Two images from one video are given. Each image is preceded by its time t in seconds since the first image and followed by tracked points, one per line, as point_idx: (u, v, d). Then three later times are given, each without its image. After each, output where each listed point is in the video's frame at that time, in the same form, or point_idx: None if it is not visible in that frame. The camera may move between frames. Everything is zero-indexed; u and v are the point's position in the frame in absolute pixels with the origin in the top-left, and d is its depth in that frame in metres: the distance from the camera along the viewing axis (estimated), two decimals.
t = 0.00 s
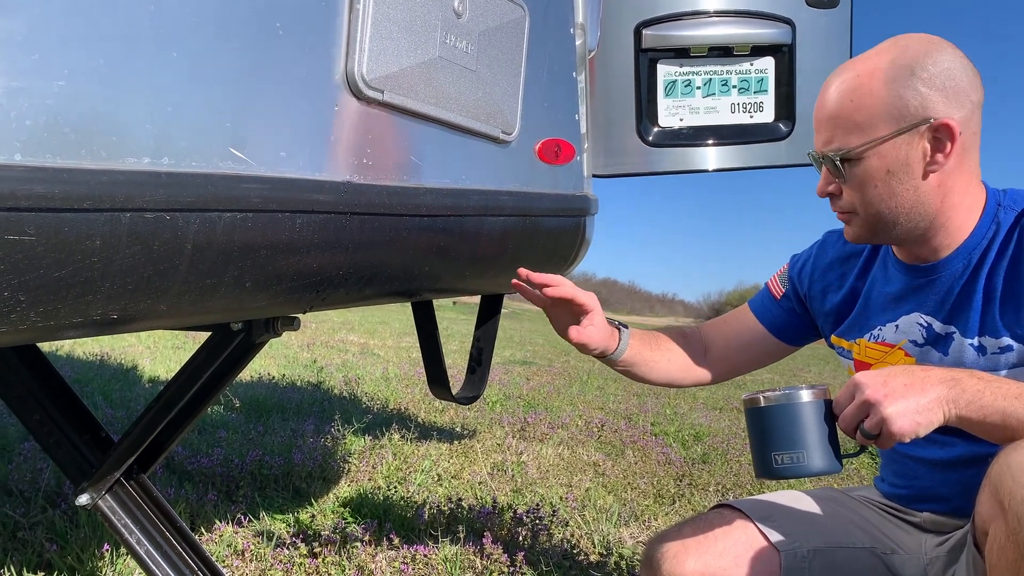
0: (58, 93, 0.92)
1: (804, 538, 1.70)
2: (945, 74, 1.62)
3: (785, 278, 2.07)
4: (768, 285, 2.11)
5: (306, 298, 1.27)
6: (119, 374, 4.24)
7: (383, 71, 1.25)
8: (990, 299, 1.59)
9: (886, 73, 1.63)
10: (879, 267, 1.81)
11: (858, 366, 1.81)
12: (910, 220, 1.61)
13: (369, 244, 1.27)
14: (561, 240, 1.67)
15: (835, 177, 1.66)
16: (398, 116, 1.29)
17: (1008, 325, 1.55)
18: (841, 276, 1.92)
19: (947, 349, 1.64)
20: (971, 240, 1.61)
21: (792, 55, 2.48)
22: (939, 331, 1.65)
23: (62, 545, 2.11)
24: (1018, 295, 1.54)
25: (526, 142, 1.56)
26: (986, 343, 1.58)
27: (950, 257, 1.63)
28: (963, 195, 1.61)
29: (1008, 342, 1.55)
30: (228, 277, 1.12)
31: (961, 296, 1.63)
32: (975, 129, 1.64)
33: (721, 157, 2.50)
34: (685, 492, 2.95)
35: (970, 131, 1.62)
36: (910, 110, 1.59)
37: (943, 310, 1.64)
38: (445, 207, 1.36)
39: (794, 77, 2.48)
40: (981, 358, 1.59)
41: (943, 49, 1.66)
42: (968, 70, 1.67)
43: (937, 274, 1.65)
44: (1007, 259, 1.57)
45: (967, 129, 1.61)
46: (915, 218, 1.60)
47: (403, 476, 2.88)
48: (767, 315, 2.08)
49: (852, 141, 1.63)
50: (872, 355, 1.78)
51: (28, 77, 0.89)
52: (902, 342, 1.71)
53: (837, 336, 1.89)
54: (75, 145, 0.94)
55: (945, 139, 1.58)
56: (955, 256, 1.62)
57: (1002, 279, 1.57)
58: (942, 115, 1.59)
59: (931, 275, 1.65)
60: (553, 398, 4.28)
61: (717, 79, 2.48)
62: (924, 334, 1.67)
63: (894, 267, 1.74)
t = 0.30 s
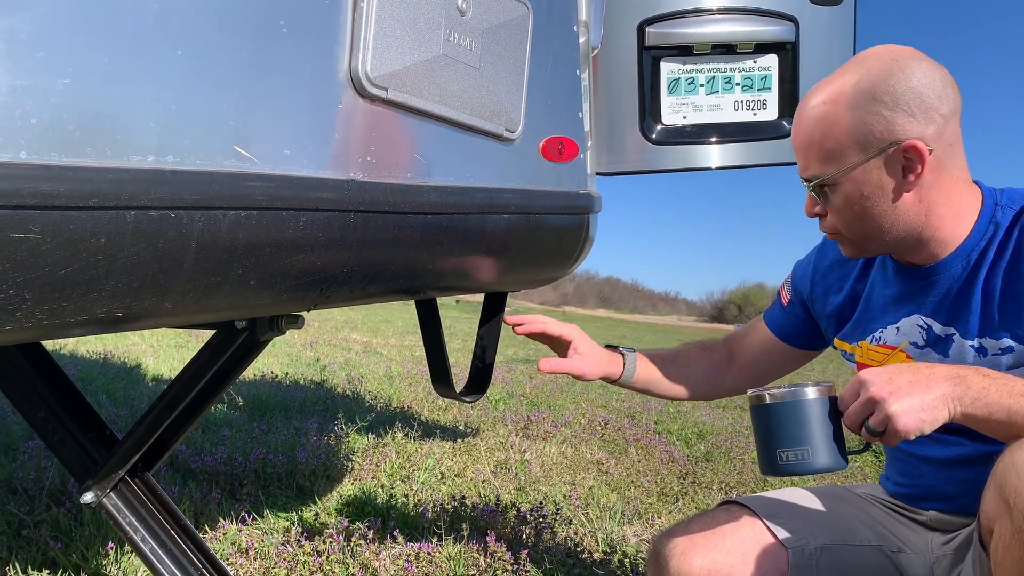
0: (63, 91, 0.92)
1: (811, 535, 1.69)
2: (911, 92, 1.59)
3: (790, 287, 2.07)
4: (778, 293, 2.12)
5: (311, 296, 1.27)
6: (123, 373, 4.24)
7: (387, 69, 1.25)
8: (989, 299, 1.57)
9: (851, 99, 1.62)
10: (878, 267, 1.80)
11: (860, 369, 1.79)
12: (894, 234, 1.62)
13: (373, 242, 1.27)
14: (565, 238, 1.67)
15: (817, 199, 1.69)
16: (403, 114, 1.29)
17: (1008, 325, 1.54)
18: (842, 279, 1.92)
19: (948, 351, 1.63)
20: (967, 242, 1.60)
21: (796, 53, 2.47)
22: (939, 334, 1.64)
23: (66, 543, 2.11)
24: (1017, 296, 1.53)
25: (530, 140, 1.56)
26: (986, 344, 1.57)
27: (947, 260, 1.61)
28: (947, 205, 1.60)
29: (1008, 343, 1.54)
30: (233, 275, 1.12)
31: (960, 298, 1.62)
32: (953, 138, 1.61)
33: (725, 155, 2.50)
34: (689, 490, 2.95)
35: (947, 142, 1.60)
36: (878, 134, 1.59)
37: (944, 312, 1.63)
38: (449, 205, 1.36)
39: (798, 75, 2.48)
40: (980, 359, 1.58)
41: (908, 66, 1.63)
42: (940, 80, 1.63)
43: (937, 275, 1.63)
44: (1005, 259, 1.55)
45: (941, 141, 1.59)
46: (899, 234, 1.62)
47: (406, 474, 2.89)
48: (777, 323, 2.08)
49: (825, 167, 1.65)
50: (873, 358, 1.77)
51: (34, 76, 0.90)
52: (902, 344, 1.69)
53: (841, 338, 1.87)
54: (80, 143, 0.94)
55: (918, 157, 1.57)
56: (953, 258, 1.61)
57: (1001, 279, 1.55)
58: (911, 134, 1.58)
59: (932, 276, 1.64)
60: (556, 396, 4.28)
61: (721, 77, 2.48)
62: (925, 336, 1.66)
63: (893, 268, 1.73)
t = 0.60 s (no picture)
0: (65, 89, 0.92)
1: (821, 534, 1.69)
2: (879, 111, 1.51)
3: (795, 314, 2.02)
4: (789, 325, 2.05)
5: (314, 294, 1.27)
6: (125, 372, 4.25)
7: (389, 67, 1.24)
8: (971, 302, 1.54)
9: (818, 120, 1.55)
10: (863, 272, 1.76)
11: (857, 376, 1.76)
12: (869, 249, 1.57)
13: (376, 241, 1.27)
14: (568, 236, 1.66)
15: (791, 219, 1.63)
16: (405, 112, 1.29)
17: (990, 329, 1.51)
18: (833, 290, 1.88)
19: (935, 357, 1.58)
20: (946, 248, 1.55)
21: (798, 51, 2.46)
22: (925, 339, 1.59)
23: (69, 542, 2.12)
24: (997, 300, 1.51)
25: (533, 138, 1.56)
26: (971, 349, 1.53)
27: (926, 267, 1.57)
28: (923, 218, 1.54)
29: (993, 346, 1.51)
30: (236, 274, 1.11)
31: (941, 303, 1.58)
32: (926, 149, 1.54)
33: (727, 153, 2.47)
34: (692, 489, 2.94)
35: (919, 156, 1.53)
36: (846, 155, 1.52)
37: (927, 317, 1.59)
38: (451, 203, 1.36)
39: (800, 73, 2.47)
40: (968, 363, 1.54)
41: (875, 84, 1.55)
42: (907, 95, 1.55)
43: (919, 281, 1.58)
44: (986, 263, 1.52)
45: (912, 157, 1.52)
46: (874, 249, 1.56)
47: (409, 473, 2.89)
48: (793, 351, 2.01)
49: (796, 188, 1.59)
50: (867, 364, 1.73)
51: (36, 74, 0.89)
52: (892, 351, 1.65)
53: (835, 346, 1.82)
54: (83, 141, 0.94)
55: (889, 175, 1.50)
56: (933, 265, 1.56)
57: (982, 283, 1.52)
58: (881, 154, 1.50)
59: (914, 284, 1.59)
60: (558, 395, 4.27)
61: (723, 76, 2.47)
62: (911, 342, 1.62)
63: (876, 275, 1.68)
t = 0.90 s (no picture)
0: (67, 86, 0.92)
1: (835, 529, 1.70)
2: (837, 144, 1.50)
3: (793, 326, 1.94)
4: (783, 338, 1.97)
5: (316, 292, 1.27)
6: (128, 370, 4.25)
7: (391, 65, 1.24)
8: (956, 310, 1.53)
9: (779, 156, 1.55)
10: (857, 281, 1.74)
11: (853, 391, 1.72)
12: (844, 272, 1.57)
13: (377, 239, 1.27)
14: (569, 234, 1.66)
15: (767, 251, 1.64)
16: (406, 110, 1.29)
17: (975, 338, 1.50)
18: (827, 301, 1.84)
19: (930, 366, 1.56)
20: (927, 260, 1.55)
21: (800, 49, 2.46)
22: (918, 349, 1.57)
23: (71, 540, 2.12)
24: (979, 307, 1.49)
25: (535, 136, 1.56)
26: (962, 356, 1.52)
27: (912, 279, 1.56)
28: (898, 236, 1.53)
29: (981, 353, 1.49)
30: (238, 271, 1.11)
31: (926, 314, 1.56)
32: (893, 170, 1.53)
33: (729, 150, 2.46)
34: (694, 488, 2.94)
35: (884, 181, 1.51)
36: (808, 190, 1.51)
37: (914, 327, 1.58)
38: (453, 201, 1.37)
39: (802, 72, 2.47)
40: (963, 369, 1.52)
41: (831, 117, 1.54)
42: (865, 123, 1.54)
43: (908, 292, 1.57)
44: (966, 271, 1.51)
45: (877, 183, 1.51)
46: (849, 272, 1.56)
47: (410, 471, 2.89)
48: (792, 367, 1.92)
49: (765, 221, 1.59)
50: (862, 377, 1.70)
51: (38, 71, 0.90)
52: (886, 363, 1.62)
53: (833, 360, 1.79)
54: (85, 138, 0.94)
55: (854, 205, 1.49)
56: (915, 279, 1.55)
57: (963, 292, 1.52)
58: (843, 184, 1.49)
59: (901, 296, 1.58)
60: (560, 394, 4.27)
61: (725, 74, 2.47)
62: (906, 354, 1.59)
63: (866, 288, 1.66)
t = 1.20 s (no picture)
0: (70, 83, 0.92)
1: (852, 528, 1.70)
2: (825, 165, 1.48)
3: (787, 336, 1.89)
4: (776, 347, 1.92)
5: (318, 289, 1.27)
6: (130, 368, 4.26)
7: (393, 62, 1.24)
8: (949, 323, 1.51)
9: (767, 176, 1.53)
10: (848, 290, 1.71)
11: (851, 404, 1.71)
12: (832, 289, 1.56)
13: (379, 237, 1.27)
14: (571, 232, 1.66)
15: (755, 267, 1.63)
16: (408, 107, 1.29)
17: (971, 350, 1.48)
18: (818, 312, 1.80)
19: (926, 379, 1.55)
20: (916, 276, 1.53)
21: (802, 48, 2.46)
22: (914, 363, 1.55)
23: (73, 538, 2.13)
24: (972, 320, 1.47)
25: (536, 134, 1.56)
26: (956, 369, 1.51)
27: (902, 294, 1.54)
28: (888, 254, 1.51)
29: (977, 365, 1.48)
30: (241, 269, 1.11)
31: (920, 327, 1.54)
32: (883, 190, 1.51)
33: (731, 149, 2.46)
34: (695, 486, 2.94)
35: (873, 201, 1.49)
36: (796, 211, 1.49)
37: (909, 340, 1.56)
38: (455, 199, 1.36)
39: (804, 70, 2.46)
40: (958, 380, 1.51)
41: (820, 137, 1.51)
42: (855, 143, 1.52)
43: (902, 305, 1.55)
44: (957, 284, 1.49)
45: (866, 204, 1.49)
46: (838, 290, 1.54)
47: (412, 469, 2.89)
48: (786, 376, 1.88)
49: (754, 239, 1.58)
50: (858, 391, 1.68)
51: (42, 68, 0.90)
52: (882, 377, 1.61)
53: (828, 372, 1.76)
54: (88, 136, 0.94)
55: (842, 226, 1.48)
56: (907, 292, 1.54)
57: (955, 306, 1.50)
58: (831, 205, 1.48)
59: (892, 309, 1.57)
60: (561, 392, 4.27)
61: (727, 71, 2.46)
62: (901, 367, 1.58)
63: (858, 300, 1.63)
